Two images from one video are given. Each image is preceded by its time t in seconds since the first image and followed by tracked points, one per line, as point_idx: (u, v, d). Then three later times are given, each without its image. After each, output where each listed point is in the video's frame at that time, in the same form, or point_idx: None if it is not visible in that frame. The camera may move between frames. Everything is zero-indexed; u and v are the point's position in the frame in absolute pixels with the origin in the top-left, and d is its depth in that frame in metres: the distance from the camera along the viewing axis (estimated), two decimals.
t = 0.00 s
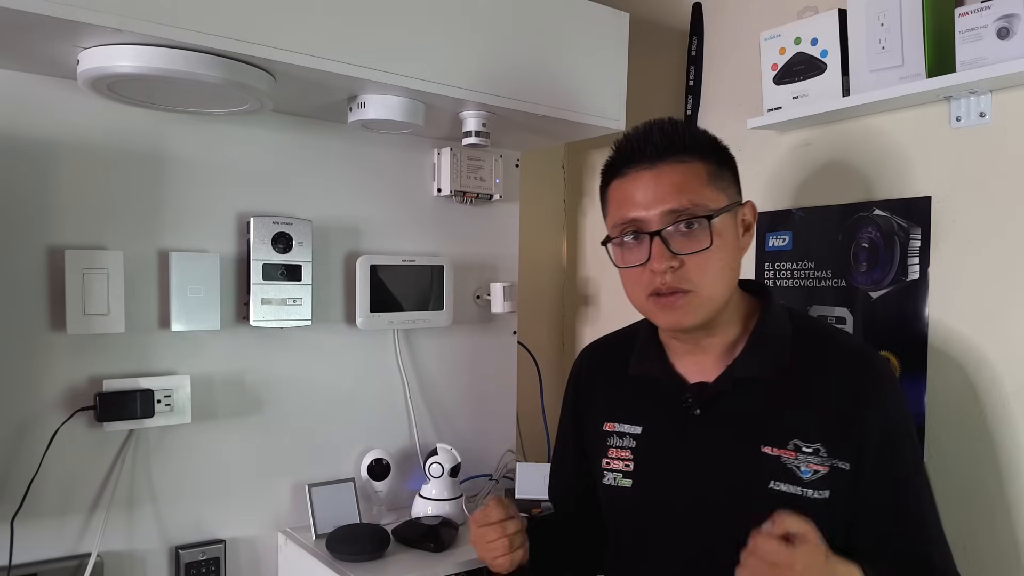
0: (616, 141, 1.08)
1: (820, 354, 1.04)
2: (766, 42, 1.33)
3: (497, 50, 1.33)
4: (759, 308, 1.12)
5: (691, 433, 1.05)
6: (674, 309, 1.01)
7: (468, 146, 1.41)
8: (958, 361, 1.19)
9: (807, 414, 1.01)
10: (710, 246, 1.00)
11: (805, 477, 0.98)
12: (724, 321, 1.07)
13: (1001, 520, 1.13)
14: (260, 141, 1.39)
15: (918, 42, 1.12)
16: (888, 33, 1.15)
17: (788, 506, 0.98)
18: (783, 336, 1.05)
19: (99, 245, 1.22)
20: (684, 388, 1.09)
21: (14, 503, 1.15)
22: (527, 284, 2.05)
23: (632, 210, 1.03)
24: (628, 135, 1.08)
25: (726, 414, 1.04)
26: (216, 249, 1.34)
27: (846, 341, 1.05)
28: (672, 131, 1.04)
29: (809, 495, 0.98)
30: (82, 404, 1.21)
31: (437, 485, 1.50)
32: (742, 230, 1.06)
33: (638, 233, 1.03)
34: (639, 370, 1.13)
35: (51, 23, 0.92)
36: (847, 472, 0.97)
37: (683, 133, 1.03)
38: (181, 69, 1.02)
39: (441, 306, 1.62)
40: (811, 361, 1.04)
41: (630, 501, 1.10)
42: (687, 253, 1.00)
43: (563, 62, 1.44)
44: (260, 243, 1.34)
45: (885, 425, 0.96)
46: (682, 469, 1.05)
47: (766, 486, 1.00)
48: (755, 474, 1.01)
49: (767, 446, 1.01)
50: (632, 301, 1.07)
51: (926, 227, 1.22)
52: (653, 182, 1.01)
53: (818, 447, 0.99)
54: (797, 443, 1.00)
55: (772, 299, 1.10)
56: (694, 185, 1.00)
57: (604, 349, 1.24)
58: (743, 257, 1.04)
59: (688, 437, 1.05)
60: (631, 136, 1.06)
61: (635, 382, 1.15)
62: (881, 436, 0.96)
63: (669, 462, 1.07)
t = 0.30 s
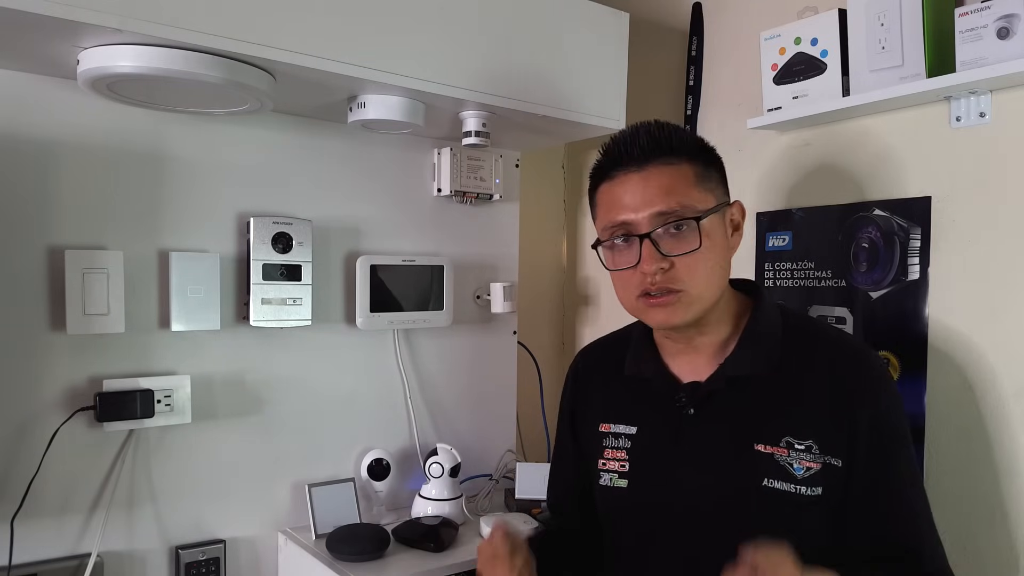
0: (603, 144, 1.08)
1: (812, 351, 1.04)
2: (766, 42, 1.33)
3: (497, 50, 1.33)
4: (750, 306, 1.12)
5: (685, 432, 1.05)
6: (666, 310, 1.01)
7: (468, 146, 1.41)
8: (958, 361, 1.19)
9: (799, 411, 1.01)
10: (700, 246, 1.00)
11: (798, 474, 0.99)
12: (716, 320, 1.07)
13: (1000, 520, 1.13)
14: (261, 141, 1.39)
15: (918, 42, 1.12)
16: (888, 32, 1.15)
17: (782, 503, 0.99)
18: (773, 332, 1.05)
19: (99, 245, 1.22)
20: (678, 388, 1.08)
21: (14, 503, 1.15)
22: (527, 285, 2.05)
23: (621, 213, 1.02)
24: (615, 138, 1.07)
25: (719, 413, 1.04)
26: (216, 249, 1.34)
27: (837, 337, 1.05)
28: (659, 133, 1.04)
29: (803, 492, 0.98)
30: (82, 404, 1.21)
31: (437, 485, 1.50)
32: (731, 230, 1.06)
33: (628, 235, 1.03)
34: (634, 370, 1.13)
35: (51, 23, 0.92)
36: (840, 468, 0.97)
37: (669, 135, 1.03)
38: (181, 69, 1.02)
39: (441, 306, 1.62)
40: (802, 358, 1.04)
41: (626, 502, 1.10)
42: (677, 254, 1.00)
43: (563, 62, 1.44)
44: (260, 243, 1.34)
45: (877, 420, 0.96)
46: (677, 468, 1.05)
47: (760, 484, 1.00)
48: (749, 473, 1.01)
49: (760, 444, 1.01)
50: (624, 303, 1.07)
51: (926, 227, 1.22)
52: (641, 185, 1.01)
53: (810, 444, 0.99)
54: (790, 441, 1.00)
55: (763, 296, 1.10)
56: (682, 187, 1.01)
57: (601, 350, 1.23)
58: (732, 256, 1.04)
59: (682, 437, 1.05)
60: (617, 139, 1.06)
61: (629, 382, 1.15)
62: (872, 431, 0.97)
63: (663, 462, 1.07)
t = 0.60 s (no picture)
0: (622, 137, 1.12)
1: (823, 351, 1.05)
2: (766, 42, 1.33)
3: (497, 50, 1.33)
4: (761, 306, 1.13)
5: (697, 430, 1.05)
6: (682, 293, 1.01)
7: (468, 145, 1.41)
8: (958, 361, 1.19)
9: (812, 410, 1.01)
10: (716, 230, 1.02)
11: (813, 472, 0.99)
12: (728, 313, 1.07)
13: (1000, 521, 1.13)
14: (260, 141, 1.39)
15: (918, 42, 1.12)
16: (888, 33, 1.15)
17: (795, 501, 0.99)
18: (786, 331, 1.06)
19: (99, 245, 1.22)
20: (689, 385, 1.08)
21: (14, 503, 1.15)
22: (527, 285, 2.05)
23: (640, 197, 1.05)
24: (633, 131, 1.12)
25: (732, 410, 1.04)
26: (216, 249, 1.34)
27: (848, 339, 1.06)
28: (678, 124, 1.08)
29: (817, 490, 0.98)
30: (82, 404, 1.21)
31: (437, 485, 1.50)
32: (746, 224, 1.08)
33: (645, 218, 1.05)
34: (642, 367, 1.12)
35: (51, 22, 0.92)
36: (853, 467, 0.98)
37: (687, 126, 1.07)
38: (181, 69, 1.02)
39: (441, 306, 1.62)
40: (814, 357, 1.05)
41: (633, 500, 1.09)
42: (693, 236, 1.01)
43: (563, 62, 1.44)
44: (260, 243, 1.34)
45: (889, 419, 0.98)
46: (687, 465, 1.05)
47: (775, 482, 1.00)
48: (762, 470, 1.01)
49: (774, 441, 1.01)
50: (639, 290, 1.07)
51: (926, 227, 1.22)
52: (660, 170, 1.05)
53: (825, 442, 0.99)
54: (805, 438, 1.00)
55: (772, 298, 1.11)
56: (699, 173, 1.04)
57: (599, 349, 1.23)
58: (748, 247, 1.05)
59: (693, 434, 1.05)
60: (637, 130, 1.10)
61: (636, 380, 1.14)
62: (885, 431, 0.98)
63: (674, 459, 1.06)
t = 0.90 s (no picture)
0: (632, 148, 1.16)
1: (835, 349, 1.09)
2: (766, 42, 1.33)
3: (497, 50, 1.33)
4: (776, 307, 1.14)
5: (717, 422, 1.05)
6: (692, 292, 1.03)
7: (468, 146, 1.41)
8: (957, 360, 1.19)
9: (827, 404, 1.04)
10: (723, 229, 1.03)
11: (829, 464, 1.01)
12: (744, 311, 1.08)
13: (999, 521, 1.13)
14: (260, 141, 1.39)
15: (918, 42, 1.12)
16: (888, 32, 1.15)
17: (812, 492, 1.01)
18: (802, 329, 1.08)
19: (99, 244, 1.22)
20: (708, 378, 1.08)
21: (14, 503, 1.15)
22: (527, 284, 2.05)
23: (648, 203, 1.08)
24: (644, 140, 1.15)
25: (752, 403, 1.04)
26: (216, 249, 1.34)
27: (853, 340, 1.11)
28: (683, 130, 1.10)
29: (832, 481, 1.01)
30: (82, 404, 1.21)
31: (437, 485, 1.50)
32: (758, 222, 1.08)
33: (655, 223, 1.07)
34: (660, 358, 1.11)
35: (51, 23, 0.92)
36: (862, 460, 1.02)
37: (692, 131, 1.09)
38: (181, 69, 1.02)
39: (441, 306, 1.62)
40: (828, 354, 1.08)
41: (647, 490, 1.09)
42: (701, 237, 1.03)
43: (564, 62, 1.44)
44: (260, 243, 1.34)
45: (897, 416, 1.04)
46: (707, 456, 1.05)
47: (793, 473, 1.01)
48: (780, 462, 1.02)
49: (793, 434, 1.02)
50: (654, 291, 1.09)
51: (926, 227, 1.22)
52: (666, 177, 1.07)
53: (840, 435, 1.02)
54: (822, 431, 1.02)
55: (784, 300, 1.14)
56: (703, 177, 1.06)
57: (607, 341, 1.22)
58: (758, 244, 1.06)
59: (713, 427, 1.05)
60: (644, 140, 1.14)
61: (650, 370, 1.13)
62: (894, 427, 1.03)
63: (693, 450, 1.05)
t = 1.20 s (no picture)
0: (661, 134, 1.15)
1: (836, 351, 1.09)
2: (766, 42, 1.33)
3: (497, 50, 1.33)
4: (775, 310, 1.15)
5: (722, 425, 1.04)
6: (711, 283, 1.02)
7: (468, 146, 1.41)
8: (957, 360, 1.19)
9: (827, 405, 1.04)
10: (750, 225, 1.03)
11: (834, 464, 1.01)
12: (750, 313, 1.08)
13: (999, 521, 1.13)
14: (261, 141, 1.39)
15: (918, 42, 1.12)
16: (888, 32, 1.15)
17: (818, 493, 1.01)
18: (803, 330, 1.08)
19: (99, 244, 1.22)
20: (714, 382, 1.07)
21: (14, 503, 1.15)
22: (527, 284, 2.06)
23: (677, 188, 1.07)
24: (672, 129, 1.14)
25: (756, 406, 1.04)
26: (216, 249, 1.34)
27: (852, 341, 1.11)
28: (718, 123, 1.10)
29: (838, 481, 1.01)
30: (82, 404, 1.21)
31: (437, 485, 1.50)
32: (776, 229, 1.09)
33: (680, 209, 1.06)
34: (661, 361, 1.11)
35: (51, 23, 0.92)
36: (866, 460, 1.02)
37: (728, 126, 1.10)
38: (181, 69, 1.02)
39: (441, 306, 1.61)
40: (829, 356, 1.08)
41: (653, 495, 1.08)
42: (727, 228, 1.02)
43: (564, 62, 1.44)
44: (260, 243, 1.34)
45: (900, 416, 1.03)
46: (713, 458, 1.04)
47: (798, 474, 1.02)
48: (785, 464, 1.03)
49: (796, 435, 1.03)
50: (665, 281, 1.07)
51: (926, 227, 1.22)
52: (699, 164, 1.06)
53: (844, 435, 1.02)
54: (826, 431, 1.03)
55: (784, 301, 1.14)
56: (737, 170, 1.06)
57: (608, 344, 1.21)
58: (776, 249, 1.07)
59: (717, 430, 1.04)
60: (676, 127, 1.13)
61: (652, 375, 1.13)
62: (897, 426, 1.03)
63: (697, 454, 1.05)
